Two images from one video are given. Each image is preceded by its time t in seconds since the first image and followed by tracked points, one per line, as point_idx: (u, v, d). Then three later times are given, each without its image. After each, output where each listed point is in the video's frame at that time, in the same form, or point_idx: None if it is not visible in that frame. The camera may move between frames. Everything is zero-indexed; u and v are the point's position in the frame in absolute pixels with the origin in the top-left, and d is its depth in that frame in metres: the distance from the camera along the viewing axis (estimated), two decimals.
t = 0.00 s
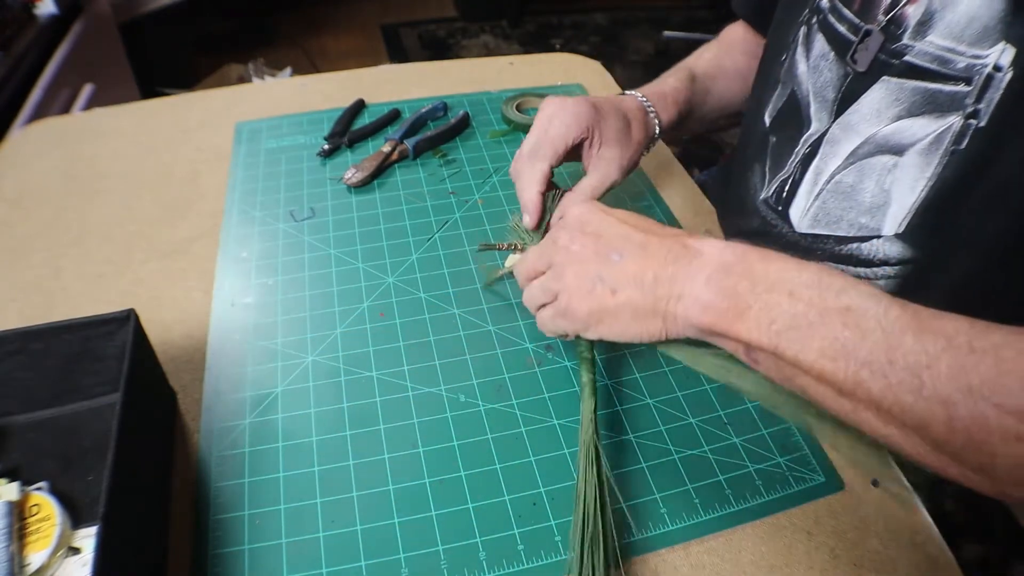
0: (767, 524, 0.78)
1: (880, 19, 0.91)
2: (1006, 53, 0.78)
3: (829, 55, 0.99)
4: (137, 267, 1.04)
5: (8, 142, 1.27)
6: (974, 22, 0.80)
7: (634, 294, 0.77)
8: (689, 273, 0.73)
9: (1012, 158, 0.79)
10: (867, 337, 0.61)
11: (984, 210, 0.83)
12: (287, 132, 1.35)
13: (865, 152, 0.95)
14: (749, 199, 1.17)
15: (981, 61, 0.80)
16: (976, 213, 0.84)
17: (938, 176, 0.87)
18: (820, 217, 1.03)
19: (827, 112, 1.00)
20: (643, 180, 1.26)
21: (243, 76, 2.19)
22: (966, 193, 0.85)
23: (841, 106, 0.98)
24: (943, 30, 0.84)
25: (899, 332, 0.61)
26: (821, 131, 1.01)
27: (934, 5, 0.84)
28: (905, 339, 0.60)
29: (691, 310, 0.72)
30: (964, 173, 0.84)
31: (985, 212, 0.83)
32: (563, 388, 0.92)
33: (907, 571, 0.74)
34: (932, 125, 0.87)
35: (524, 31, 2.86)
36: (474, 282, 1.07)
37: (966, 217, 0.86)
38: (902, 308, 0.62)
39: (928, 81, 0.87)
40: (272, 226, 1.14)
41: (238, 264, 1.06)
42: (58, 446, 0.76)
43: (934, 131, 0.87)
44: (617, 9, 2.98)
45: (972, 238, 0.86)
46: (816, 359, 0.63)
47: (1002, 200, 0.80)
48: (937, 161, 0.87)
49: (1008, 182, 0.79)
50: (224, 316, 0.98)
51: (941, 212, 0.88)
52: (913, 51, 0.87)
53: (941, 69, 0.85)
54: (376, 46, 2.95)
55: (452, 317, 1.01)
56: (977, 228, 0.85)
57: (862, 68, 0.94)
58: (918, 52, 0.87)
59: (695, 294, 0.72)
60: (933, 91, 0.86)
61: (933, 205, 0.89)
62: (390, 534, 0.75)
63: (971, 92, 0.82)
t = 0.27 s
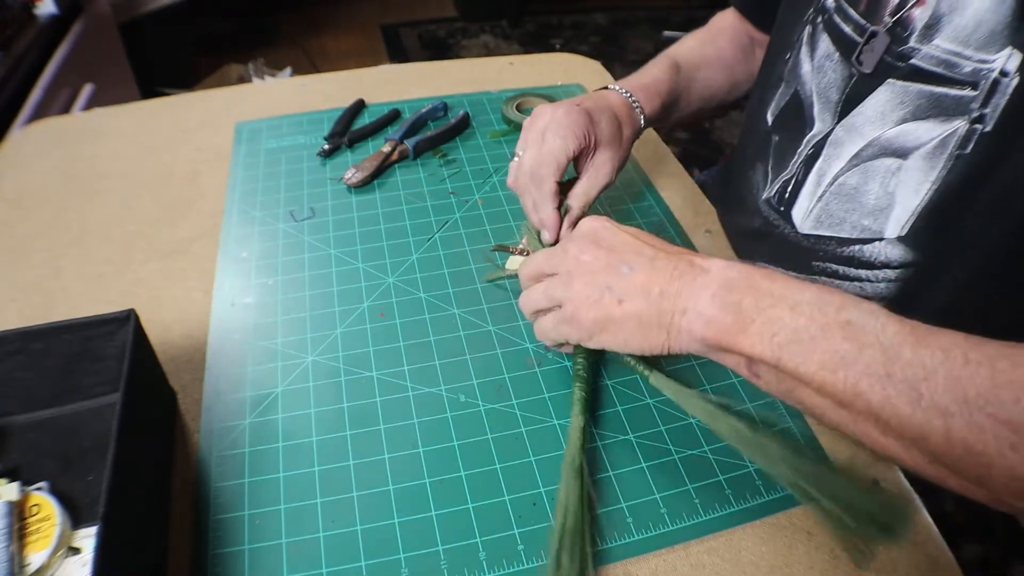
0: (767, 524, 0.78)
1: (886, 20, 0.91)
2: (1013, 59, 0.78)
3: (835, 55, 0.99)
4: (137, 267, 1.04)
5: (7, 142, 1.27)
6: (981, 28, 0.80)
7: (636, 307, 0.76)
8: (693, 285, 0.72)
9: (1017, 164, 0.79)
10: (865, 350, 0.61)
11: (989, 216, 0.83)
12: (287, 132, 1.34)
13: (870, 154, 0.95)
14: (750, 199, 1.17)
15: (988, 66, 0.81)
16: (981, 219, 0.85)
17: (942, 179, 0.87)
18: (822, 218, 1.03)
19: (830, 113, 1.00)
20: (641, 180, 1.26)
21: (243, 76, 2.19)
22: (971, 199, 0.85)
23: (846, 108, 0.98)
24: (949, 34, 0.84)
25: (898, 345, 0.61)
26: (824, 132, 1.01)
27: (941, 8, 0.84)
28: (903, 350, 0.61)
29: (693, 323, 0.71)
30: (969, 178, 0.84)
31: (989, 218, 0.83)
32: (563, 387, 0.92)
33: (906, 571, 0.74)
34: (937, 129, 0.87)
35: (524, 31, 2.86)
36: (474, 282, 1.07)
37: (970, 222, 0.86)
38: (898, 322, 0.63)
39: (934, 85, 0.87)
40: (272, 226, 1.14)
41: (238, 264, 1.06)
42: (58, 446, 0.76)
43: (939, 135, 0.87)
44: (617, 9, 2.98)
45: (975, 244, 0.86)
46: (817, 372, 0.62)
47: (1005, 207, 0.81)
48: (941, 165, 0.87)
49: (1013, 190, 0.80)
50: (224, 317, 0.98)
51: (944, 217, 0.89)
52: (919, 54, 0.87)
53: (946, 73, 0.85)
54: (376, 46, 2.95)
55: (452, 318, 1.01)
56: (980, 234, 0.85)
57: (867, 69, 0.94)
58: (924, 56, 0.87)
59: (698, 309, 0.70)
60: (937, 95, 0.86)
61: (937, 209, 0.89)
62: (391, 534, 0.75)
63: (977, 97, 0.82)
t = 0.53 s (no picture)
0: (768, 524, 0.78)
1: (884, 20, 0.91)
2: (1011, 57, 0.78)
3: (833, 56, 0.99)
4: (137, 267, 1.04)
5: (8, 142, 1.27)
6: (979, 25, 0.80)
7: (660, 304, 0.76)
8: (718, 282, 0.71)
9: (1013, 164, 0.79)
10: (904, 355, 0.60)
11: (987, 216, 0.84)
12: (287, 132, 1.35)
13: (869, 154, 0.95)
14: (751, 198, 1.18)
15: (986, 64, 0.80)
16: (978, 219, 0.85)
17: (941, 178, 0.87)
18: (822, 218, 1.04)
19: (830, 113, 1.00)
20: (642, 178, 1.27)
21: (243, 76, 2.20)
22: (969, 200, 0.85)
23: (845, 108, 0.97)
24: (947, 32, 0.84)
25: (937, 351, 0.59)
26: (824, 133, 1.01)
27: (939, 8, 0.84)
28: (944, 357, 0.59)
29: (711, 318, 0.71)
30: (967, 178, 0.85)
31: (988, 218, 0.83)
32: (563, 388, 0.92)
33: (907, 571, 0.74)
34: (935, 128, 0.87)
35: (524, 31, 2.86)
36: (474, 282, 1.07)
37: (968, 222, 0.86)
38: (911, 320, 0.62)
39: (932, 84, 0.86)
40: (272, 226, 1.14)
41: (238, 265, 1.06)
42: (58, 446, 0.76)
43: (937, 134, 0.87)
44: (617, 9, 2.98)
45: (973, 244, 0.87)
46: (850, 376, 0.61)
47: (1002, 208, 0.81)
48: (940, 163, 0.87)
49: (1010, 191, 0.80)
50: (224, 317, 0.98)
51: (943, 215, 0.88)
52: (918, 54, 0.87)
53: (944, 71, 0.85)
54: (376, 46, 2.95)
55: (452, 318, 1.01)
56: (978, 233, 0.85)
57: (866, 70, 0.94)
58: (922, 54, 0.87)
59: (721, 307, 0.70)
60: (936, 93, 0.86)
61: (936, 209, 0.89)
62: (390, 534, 0.75)
63: (976, 95, 0.82)
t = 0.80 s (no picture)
0: (767, 524, 0.78)
1: (881, 19, 0.91)
2: (1009, 63, 0.78)
3: (830, 56, 0.99)
4: (137, 267, 1.04)
5: (7, 142, 1.27)
6: (977, 31, 0.81)
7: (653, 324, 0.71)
8: (714, 302, 0.68)
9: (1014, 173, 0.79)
10: (919, 381, 0.55)
11: (986, 224, 0.83)
12: (286, 132, 1.35)
13: (869, 158, 0.95)
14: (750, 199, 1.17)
15: (985, 70, 0.81)
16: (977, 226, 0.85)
17: (939, 183, 0.87)
18: (821, 221, 1.04)
19: (827, 112, 1.00)
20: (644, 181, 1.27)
21: (243, 76, 2.20)
22: (968, 207, 0.85)
23: (842, 108, 0.98)
24: (946, 36, 0.84)
25: (953, 376, 0.55)
26: (820, 132, 1.02)
27: (935, 9, 0.84)
28: (962, 380, 0.55)
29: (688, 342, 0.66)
30: (967, 184, 0.84)
31: (988, 225, 0.83)
32: (563, 388, 0.92)
33: (908, 571, 0.74)
34: (935, 133, 0.87)
35: (524, 30, 2.86)
36: (474, 282, 1.07)
37: (967, 228, 0.86)
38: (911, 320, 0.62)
39: (931, 89, 0.86)
40: (272, 226, 1.14)
41: (238, 264, 1.06)
42: (58, 446, 0.76)
43: (936, 138, 0.87)
44: (617, 9, 2.98)
45: (971, 250, 0.86)
46: (864, 404, 0.55)
47: (1001, 217, 0.81)
48: (938, 168, 0.87)
49: (1010, 199, 0.80)
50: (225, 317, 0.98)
51: (941, 221, 0.88)
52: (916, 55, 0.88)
53: (943, 76, 0.85)
54: (375, 46, 2.95)
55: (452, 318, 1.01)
56: (976, 240, 0.85)
57: (865, 68, 0.94)
58: (921, 59, 0.87)
59: (719, 330, 0.64)
60: (935, 98, 0.86)
61: (935, 214, 0.89)
62: (390, 534, 0.76)
63: (974, 101, 0.82)
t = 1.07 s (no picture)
0: (767, 524, 0.78)
1: (878, 23, 0.91)
2: (1006, 71, 0.77)
3: (827, 57, 1.00)
4: (138, 267, 1.04)
5: (7, 142, 1.27)
6: (973, 38, 0.79)
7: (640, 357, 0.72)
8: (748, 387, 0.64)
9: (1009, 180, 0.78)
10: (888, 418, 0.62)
11: (982, 233, 0.82)
12: (286, 132, 1.35)
13: (865, 164, 0.94)
14: (745, 202, 1.18)
15: (981, 77, 0.79)
16: (972, 236, 0.83)
17: (933, 191, 0.86)
18: (814, 225, 1.04)
19: (822, 113, 1.01)
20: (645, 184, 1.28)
21: (243, 76, 2.20)
22: (962, 215, 0.83)
23: (838, 110, 0.98)
24: (940, 41, 0.83)
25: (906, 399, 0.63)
26: (814, 133, 1.02)
27: (930, 11, 0.84)
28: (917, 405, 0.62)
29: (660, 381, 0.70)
30: (961, 192, 0.83)
31: (983, 234, 0.82)
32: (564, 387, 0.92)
33: (907, 571, 0.74)
34: (929, 140, 0.86)
35: (524, 30, 2.86)
36: (474, 282, 1.07)
37: (961, 237, 0.84)
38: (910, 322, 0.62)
39: (928, 96, 0.86)
40: (272, 226, 1.14)
41: (238, 264, 1.06)
42: (59, 446, 0.76)
43: (931, 146, 0.86)
44: (617, 9, 2.98)
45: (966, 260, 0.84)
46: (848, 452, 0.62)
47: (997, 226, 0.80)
48: (933, 176, 0.86)
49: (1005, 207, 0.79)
50: (225, 317, 0.98)
51: (933, 231, 0.87)
52: (911, 58, 0.87)
53: (939, 84, 0.84)
54: (375, 46, 2.95)
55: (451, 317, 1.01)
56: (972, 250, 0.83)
57: (860, 71, 0.93)
58: (917, 67, 0.86)
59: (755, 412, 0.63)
60: (931, 106, 0.86)
61: (928, 222, 0.88)
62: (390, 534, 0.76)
63: (970, 109, 0.81)
